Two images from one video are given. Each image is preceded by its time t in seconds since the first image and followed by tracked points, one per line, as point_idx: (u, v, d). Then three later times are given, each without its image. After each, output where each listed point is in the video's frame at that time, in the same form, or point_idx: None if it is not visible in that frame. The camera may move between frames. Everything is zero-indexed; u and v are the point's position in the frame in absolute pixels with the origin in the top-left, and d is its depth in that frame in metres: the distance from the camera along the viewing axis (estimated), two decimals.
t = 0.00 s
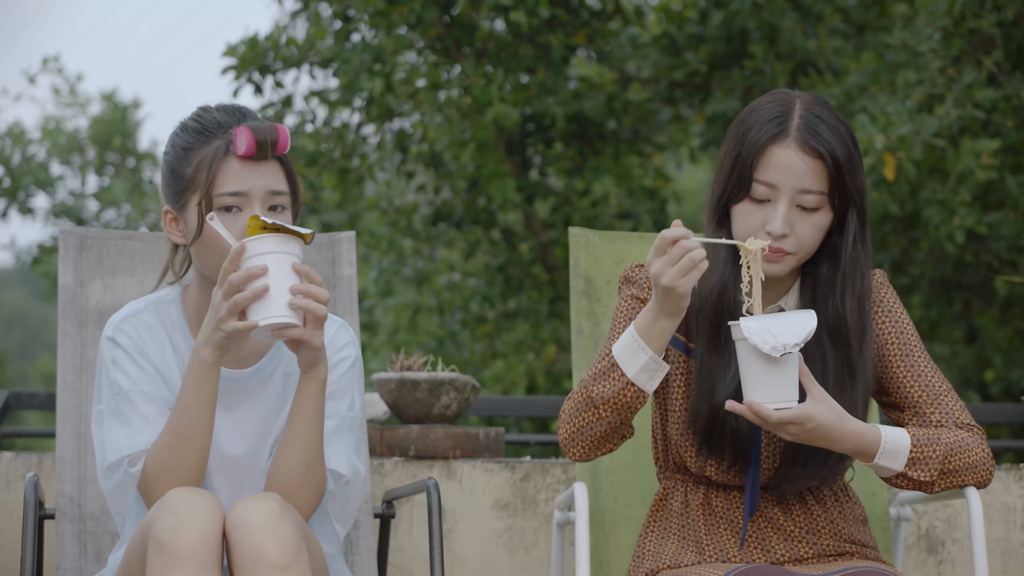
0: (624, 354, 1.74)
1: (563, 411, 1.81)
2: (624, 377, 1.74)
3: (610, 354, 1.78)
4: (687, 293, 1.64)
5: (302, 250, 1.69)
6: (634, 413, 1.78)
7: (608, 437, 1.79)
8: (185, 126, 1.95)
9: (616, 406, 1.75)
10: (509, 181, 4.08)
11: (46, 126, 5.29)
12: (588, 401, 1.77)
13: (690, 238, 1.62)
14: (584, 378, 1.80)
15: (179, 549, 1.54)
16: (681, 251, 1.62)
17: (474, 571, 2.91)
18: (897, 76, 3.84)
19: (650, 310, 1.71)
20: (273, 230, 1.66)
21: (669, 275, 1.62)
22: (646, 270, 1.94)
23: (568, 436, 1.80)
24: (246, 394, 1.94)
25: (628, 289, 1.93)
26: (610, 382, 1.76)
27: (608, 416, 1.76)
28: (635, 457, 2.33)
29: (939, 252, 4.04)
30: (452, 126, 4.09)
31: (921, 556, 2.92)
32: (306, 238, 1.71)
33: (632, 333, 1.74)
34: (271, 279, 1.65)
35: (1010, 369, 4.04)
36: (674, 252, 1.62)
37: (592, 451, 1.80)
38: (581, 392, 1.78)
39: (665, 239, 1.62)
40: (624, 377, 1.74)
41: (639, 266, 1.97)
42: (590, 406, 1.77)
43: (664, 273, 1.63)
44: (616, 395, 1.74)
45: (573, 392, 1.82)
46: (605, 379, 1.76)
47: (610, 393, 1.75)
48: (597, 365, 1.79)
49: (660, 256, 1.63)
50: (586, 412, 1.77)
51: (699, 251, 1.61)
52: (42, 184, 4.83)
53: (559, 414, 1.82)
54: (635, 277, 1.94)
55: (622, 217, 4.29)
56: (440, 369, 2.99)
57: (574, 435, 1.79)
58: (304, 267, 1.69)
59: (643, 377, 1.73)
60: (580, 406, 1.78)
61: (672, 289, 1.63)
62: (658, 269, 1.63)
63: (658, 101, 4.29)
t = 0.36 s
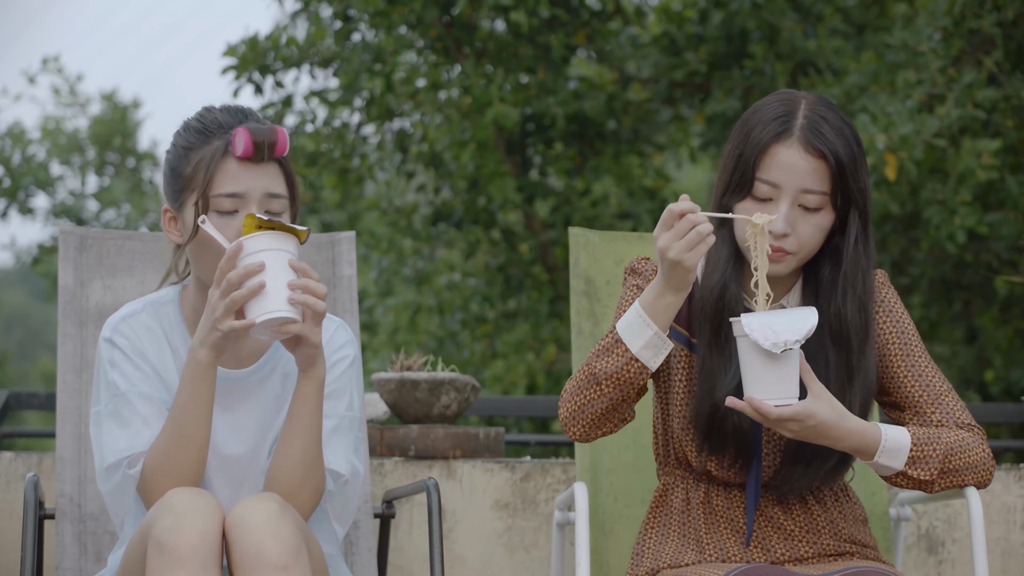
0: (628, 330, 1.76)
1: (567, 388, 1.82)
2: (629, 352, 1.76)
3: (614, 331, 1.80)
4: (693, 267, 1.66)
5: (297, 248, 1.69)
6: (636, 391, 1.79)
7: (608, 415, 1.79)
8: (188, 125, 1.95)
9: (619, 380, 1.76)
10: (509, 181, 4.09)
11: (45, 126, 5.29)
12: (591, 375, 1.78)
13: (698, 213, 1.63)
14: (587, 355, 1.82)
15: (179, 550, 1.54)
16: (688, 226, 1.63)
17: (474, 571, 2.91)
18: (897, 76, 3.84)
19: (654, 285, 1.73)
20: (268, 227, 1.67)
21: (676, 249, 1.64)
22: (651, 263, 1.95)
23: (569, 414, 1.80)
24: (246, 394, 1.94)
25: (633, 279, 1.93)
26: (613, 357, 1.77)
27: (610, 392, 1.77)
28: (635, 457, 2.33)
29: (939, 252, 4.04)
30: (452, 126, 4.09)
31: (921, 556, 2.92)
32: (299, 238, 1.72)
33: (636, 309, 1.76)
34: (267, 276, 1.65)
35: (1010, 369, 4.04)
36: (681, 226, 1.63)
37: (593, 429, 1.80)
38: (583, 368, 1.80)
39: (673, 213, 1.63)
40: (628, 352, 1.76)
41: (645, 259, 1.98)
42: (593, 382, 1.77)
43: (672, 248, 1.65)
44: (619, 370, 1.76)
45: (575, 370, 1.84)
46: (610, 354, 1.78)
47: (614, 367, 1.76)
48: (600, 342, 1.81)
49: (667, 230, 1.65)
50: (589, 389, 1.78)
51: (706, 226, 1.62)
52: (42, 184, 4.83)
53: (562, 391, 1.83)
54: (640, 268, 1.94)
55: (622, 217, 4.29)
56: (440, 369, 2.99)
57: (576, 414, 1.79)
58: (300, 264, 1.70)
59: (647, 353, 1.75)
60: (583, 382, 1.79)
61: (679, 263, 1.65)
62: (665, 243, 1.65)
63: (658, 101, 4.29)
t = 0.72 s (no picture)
0: (629, 376, 1.72)
1: (556, 418, 1.81)
2: (630, 399, 1.73)
3: (614, 370, 1.76)
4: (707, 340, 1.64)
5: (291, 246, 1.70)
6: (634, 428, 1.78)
7: (604, 447, 1.78)
8: (192, 125, 1.95)
9: (618, 422, 1.75)
10: (509, 181, 4.09)
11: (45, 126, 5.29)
12: (588, 412, 1.76)
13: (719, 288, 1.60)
14: (583, 388, 1.78)
15: (179, 550, 1.54)
16: (711, 304, 1.60)
17: (474, 571, 2.90)
18: (897, 76, 3.84)
19: (658, 330, 1.69)
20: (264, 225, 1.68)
21: (696, 324, 1.61)
22: (650, 267, 1.92)
23: (560, 440, 1.79)
24: (244, 394, 1.94)
25: (631, 286, 1.91)
26: (613, 400, 1.74)
27: (607, 430, 1.75)
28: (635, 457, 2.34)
29: (939, 252, 4.04)
30: (452, 126, 4.09)
31: (921, 556, 2.92)
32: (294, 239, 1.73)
33: (638, 355, 1.72)
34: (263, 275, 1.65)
35: (1010, 369, 4.04)
36: (705, 303, 1.60)
37: (586, 456, 1.79)
38: (578, 401, 1.77)
39: (697, 292, 1.59)
40: (629, 398, 1.73)
41: (643, 263, 1.95)
42: (590, 418, 1.76)
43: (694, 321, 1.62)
44: (619, 413, 1.74)
45: (566, 398, 1.80)
46: (609, 396, 1.75)
47: (613, 411, 1.74)
48: (598, 379, 1.77)
49: (690, 304, 1.61)
50: (585, 422, 1.77)
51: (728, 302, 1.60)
52: (42, 185, 4.83)
53: (551, 420, 1.81)
54: (638, 275, 1.92)
55: (622, 217, 4.29)
56: (440, 369, 2.99)
57: (568, 442, 1.78)
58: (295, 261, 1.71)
59: (648, 400, 1.73)
60: (577, 415, 1.77)
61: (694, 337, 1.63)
62: (686, 318, 1.61)
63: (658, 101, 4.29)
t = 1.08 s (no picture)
0: (633, 366, 1.73)
1: (556, 414, 1.81)
2: (635, 387, 1.74)
3: (615, 361, 1.77)
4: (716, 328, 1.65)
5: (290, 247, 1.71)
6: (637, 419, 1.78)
7: (609, 440, 1.78)
8: (197, 129, 1.96)
9: (622, 412, 1.75)
10: (509, 180, 4.09)
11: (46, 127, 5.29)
12: (592, 403, 1.76)
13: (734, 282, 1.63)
14: (584, 381, 1.78)
15: (179, 551, 1.54)
16: (728, 293, 1.62)
17: (474, 571, 2.90)
18: (897, 75, 3.84)
19: (659, 320, 1.71)
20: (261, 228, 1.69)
21: (714, 314, 1.63)
22: (652, 267, 1.93)
23: (559, 437, 1.79)
24: (244, 392, 1.94)
25: (633, 285, 1.91)
26: (617, 390, 1.75)
27: (611, 421, 1.76)
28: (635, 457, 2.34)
29: (939, 251, 4.04)
30: (452, 125, 4.09)
31: (921, 556, 2.92)
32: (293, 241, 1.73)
33: (641, 344, 1.73)
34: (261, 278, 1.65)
35: (1010, 369, 4.04)
36: (722, 292, 1.62)
37: (588, 452, 1.79)
38: (581, 393, 1.77)
39: (717, 281, 1.61)
40: (634, 387, 1.74)
41: (645, 262, 1.95)
42: (593, 409, 1.76)
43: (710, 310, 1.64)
44: (624, 403, 1.74)
45: (568, 391, 1.81)
46: (611, 386, 1.75)
47: (617, 401, 1.74)
48: (599, 371, 1.78)
49: (707, 294, 1.62)
50: (587, 414, 1.77)
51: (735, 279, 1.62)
52: (42, 185, 4.83)
53: (550, 417, 1.81)
54: (640, 275, 1.92)
55: (622, 217, 4.30)
56: (440, 369, 2.99)
57: (569, 437, 1.78)
58: (293, 263, 1.71)
59: (653, 389, 1.74)
60: (580, 407, 1.77)
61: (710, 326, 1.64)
62: (704, 307, 1.62)
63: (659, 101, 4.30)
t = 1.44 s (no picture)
0: (631, 361, 1.74)
1: (555, 412, 1.81)
2: (633, 385, 1.74)
3: (613, 358, 1.77)
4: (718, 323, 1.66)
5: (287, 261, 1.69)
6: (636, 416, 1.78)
7: (609, 437, 1.78)
8: (190, 123, 1.96)
9: (621, 410, 1.75)
10: (509, 180, 4.09)
11: (46, 127, 5.29)
12: (590, 401, 1.76)
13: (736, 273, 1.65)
14: (583, 379, 1.78)
15: (179, 551, 1.54)
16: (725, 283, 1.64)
17: (473, 570, 2.91)
18: (897, 75, 3.84)
19: (658, 316, 1.71)
20: (258, 241, 1.67)
21: (716, 311, 1.64)
22: (652, 267, 1.93)
23: (559, 436, 1.79)
24: (245, 389, 1.94)
25: (633, 285, 1.91)
26: (615, 388, 1.75)
27: (611, 418, 1.76)
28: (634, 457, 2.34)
29: (938, 251, 4.04)
30: (452, 125, 4.09)
31: (921, 556, 2.93)
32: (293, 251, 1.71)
33: (639, 340, 1.73)
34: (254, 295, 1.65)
35: (1010, 369, 4.04)
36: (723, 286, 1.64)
37: (587, 451, 1.79)
38: (580, 392, 1.77)
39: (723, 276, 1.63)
40: (632, 384, 1.74)
41: (644, 262, 1.95)
42: (591, 407, 1.76)
43: (713, 307, 1.65)
44: (623, 400, 1.74)
45: (567, 390, 1.81)
46: (609, 383, 1.75)
47: (615, 399, 1.74)
48: (598, 368, 1.78)
49: (710, 290, 1.64)
50: (586, 412, 1.77)
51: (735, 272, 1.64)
52: (42, 185, 4.82)
53: (549, 417, 1.81)
54: (639, 275, 1.92)
55: (622, 216, 4.31)
56: (440, 369, 2.99)
57: (567, 437, 1.78)
58: (289, 277, 1.69)
59: (650, 385, 1.74)
60: (578, 406, 1.77)
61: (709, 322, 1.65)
62: (707, 303, 1.64)
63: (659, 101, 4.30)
